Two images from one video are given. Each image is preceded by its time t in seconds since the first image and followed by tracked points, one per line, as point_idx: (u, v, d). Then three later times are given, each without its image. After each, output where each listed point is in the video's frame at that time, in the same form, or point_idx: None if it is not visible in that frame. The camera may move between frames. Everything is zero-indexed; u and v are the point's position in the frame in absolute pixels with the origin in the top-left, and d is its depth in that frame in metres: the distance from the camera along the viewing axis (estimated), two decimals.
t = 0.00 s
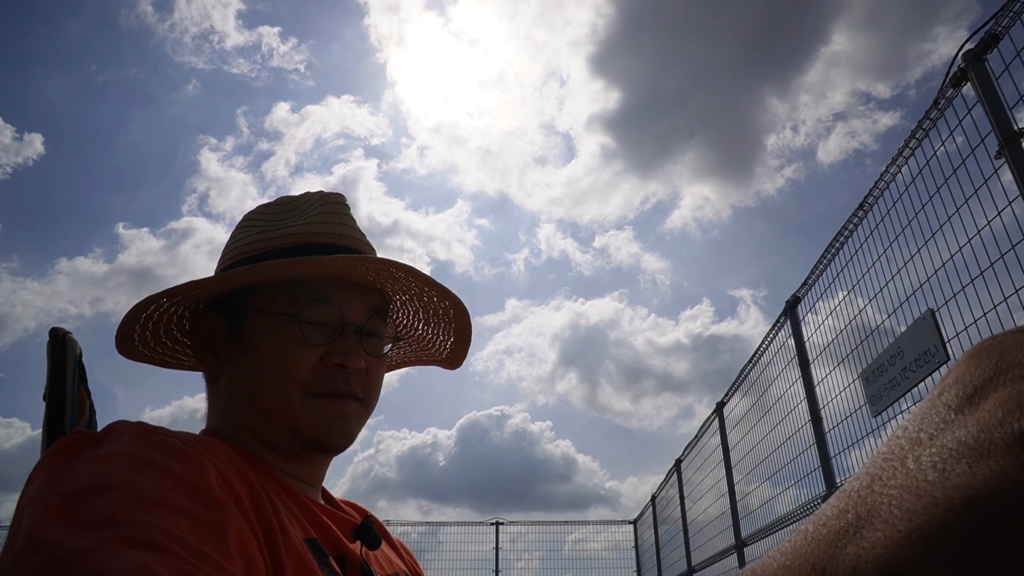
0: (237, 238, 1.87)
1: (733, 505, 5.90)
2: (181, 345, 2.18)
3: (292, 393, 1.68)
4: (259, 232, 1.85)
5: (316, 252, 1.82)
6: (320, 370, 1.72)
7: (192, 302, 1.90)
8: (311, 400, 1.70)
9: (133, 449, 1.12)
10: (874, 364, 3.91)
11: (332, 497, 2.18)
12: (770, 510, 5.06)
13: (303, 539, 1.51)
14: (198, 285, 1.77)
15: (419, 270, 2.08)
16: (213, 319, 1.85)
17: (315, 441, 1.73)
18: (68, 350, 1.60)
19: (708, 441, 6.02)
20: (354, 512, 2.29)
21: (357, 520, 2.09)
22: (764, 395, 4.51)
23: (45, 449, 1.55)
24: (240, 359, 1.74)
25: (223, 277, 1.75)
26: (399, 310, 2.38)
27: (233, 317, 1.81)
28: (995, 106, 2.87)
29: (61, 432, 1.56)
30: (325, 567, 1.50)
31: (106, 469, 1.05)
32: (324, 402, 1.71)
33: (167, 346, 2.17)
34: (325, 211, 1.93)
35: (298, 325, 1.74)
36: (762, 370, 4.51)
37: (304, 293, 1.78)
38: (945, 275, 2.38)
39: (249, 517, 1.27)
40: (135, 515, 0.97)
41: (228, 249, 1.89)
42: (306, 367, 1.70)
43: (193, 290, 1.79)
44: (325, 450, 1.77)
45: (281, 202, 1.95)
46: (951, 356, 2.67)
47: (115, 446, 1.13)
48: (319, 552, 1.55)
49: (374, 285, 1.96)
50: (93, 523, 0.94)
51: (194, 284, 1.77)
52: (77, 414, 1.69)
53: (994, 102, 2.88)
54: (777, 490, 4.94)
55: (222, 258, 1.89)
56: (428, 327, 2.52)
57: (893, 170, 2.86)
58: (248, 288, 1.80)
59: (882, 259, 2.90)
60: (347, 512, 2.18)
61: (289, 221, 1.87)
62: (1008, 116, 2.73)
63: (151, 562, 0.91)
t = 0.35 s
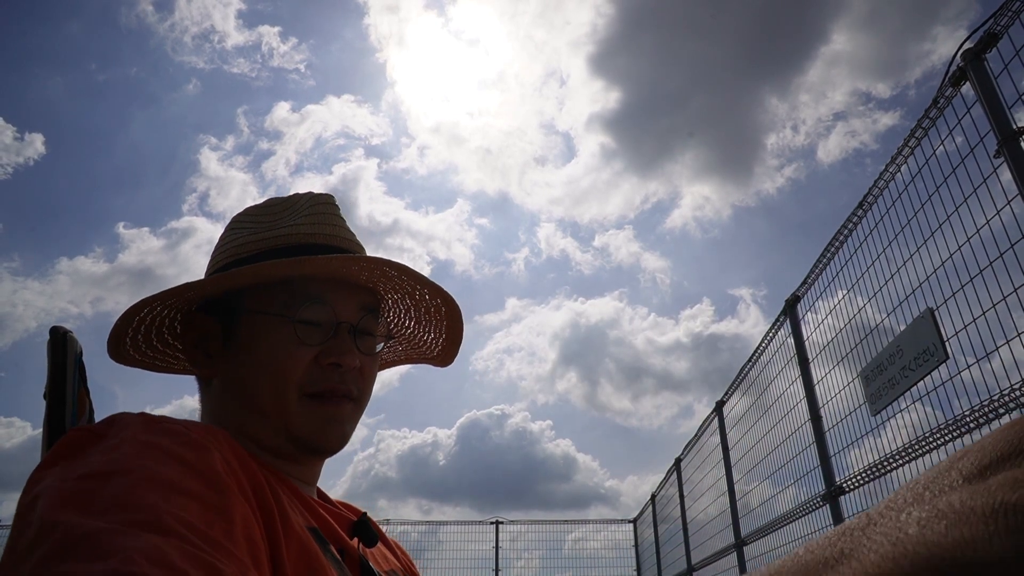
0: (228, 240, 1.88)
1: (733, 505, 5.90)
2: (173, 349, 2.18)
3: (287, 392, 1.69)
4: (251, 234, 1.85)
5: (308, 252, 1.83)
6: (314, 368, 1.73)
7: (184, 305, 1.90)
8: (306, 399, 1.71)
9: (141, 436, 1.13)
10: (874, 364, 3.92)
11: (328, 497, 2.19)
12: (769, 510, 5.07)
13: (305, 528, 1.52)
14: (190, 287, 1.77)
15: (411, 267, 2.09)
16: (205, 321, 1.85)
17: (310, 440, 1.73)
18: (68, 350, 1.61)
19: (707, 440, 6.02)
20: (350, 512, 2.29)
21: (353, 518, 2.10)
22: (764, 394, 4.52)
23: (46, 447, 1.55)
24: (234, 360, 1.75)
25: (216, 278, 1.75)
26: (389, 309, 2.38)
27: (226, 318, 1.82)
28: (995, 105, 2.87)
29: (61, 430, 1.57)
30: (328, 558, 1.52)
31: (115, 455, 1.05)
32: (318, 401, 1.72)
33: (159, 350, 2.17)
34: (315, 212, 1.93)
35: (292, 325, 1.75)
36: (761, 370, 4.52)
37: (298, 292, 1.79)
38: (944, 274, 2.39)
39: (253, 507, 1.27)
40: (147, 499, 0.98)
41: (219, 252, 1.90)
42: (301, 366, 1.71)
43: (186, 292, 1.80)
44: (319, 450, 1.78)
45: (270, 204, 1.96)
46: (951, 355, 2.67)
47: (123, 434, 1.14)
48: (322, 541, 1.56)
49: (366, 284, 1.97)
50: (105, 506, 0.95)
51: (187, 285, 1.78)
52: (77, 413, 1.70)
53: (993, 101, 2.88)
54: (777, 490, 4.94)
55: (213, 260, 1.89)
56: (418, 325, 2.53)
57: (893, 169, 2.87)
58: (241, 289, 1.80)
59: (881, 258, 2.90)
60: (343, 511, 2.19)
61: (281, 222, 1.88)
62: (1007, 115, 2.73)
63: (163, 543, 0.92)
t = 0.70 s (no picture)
0: (229, 238, 1.88)
1: (733, 505, 5.90)
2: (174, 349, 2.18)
3: (290, 387, 1.69)
4: (253, 231, 1.86)
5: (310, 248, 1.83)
6: (317, 365, 1.73)
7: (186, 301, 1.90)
8: (309, 395, 1.71)
9: (129, 451, 1.13)
10: (874, 364, 3.92)
11: (330, 495, 2.19)
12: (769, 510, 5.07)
13: (300, 536, 1.52)
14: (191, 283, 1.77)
15: (413, 262, 2.09)
16: (207, 318, 1.85)
17: (312, 437, 1.73)
18: (68, 349, 1.61)
19: (708, 440, 6.02)
20: (351, 510, 2.29)
21: (356, 518, 2.11)
22: (765, 394, 4.51)
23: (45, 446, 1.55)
24: (236, 357, 1.76)
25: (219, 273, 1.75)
26: (391, 307, 2.39)
27: (228, 315, 1.82)
28: (995, 106, 2.87)
29: (61, 430, 1.57)
30: (322, 565, 1.51)
31: (101, 472, 1.05)
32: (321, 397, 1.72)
33: (159, 350, 2.17)
34: (317, 209, 1.94)
35: (295, 321, 1.75)
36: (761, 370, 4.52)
37: (301, 289, 1.80)
38: (944, 275, 2.39)
39: (247, 519, 1.28)
40: (126, 524, 0.98)
41: (220, 249, 1.90)
42: (304, 362, 1.71)
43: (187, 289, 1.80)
44: (321, 448, 1.78)
45: (271, 201, 1.96)
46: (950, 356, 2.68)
47: (112, 448, 1.14)
48: (317, 549, 1.56)
49: (367, 280, 1.97)
50: (86, 532, 0.95)
51: (188, 281, 1.78)
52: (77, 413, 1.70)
53: (993, 102, 2.88)
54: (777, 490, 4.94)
55: (214, 258, 1.89)
56: (418, 324, 2.53)
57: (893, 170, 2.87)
58: (244, 285, 1.81)
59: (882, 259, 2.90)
60: (345, 511, 2.19)
61: (282, 220, 1.88)
62: (1008, 116, 2.73)
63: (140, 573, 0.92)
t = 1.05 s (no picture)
0: (229, 239, 1.89)
1: (733, 505, 5.90)
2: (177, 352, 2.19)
3: (289, 385, 1.69)
4: (252, 232, 1.87)
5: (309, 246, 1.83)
6: (317, 363, 1.74)
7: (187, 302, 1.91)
8: (308, 393, 1.71)
9: (130, 459, 1.13)
10: (874, 364, 3.92)
11: (330, 497, 2.19)
12: (770, 510, 5.07)
13: (302, 538, 1.52)
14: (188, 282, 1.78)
15: (411, 257, 2.09)
16: (207, 319, 1.86)
17: (313, 434, 1.73)
18: (68, 349, 1.62)
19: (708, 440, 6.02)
20: (351, 512, 2.28)
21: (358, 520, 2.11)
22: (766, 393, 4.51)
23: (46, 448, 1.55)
24: (236, 356, 1.76)
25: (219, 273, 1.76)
26: (392, 305, 2.39)
27: (228, 315, 1.83)
28: (995, 106, 2.88)
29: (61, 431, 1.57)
30: (324, 566, 1.52)
31: (101, 481, 1.05)
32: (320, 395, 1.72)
33: (163, 353, 2.18)
34: (316, 210, 1.94)
35: (294, 320, 1.75)
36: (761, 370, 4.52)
37: (301, 287, 1.80)
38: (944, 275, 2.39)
39: (253, 523, 1.28)
40: (124, 538, 0.98)
41: (220, 251, 1.91)
42: (303, 359, 1.71)
43: (187, 290, 1.81)
44: (323, 447, 1.78)
45: (271, 203, 1.96)
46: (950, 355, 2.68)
47: (113, 453, 1.14)
48: (319, 551, 1.56)
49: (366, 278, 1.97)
50: (83, 546, 0.95)
51: (187, 281, 1.78)
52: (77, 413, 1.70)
53: (993, 102, 2.89)
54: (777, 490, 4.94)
55: (214, 259, 1.90)
56: (418, 321, 2.53)
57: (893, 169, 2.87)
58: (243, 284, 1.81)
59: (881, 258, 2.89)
60: (346, 512, 2.20)
61: (281, 220, 1.88)
62: (1008, 115, 2.73)
63: None
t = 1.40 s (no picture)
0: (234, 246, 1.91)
1: (733, 505, 5.90)
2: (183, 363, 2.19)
3: (289, 382, 1.69)
4: (257, 239, 1.89)
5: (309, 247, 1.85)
6: (317, 360, 1.74)
7: (191, 303, 1.92)
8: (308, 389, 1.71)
9: (149, 454, 1.12)
10: (874, 364, 3.92)
11: (327, 501, 2.19)
12: (770, 510, 5.06)
13: (301, 537, 1.52)
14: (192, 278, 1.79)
15: (411, 260, 2.10)
16: (211, 321, 1.87)
17: (313, 431, 1.72)
18: (69, 349, 1.62)
19: (708, 440, 6.03)
20: (351, 515, 2.28)
21: (355, 523, 2.10)
22: (766, 393, 4.51)
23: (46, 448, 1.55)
24: (238, 355, 1.76)
25: (223, 270, 1.78)
26: (390, 310, 2.38)
27: (231, 316, 1.84)
28: (995, 105, 2.88)
29: (61, 432, 1.57)
30: (323, 566, 1.52)
31: (125, 473, 1.05)
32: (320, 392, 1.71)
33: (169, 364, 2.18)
34: (317, 219, 1.96)
35: (296, 318, 1.76)
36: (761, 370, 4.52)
37: (302, 288, 1.82)
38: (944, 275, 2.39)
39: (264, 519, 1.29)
40: (159, 523, 0.98)
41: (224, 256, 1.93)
42: (303, 356, 1.72)
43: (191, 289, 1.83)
44: (322, 447, 1.78)
45: (275, 213, 1.98)
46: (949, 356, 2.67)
47: (129, 450, 1.13)
48: (317, 550, 1.56)
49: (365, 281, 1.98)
50: (118, 530, 0.95)
51: (191, 280, 1.80)
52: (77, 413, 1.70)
53: (994, 101, 2.88)
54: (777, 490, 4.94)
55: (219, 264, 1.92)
56: (415, 327, 2.52)
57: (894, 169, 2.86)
58: (246, 284, 1.83)
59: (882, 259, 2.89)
60: (344, 515, 2.19)
61: (284, 229, 1.90)
62: (1008, 115, 2.73)
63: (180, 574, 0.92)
